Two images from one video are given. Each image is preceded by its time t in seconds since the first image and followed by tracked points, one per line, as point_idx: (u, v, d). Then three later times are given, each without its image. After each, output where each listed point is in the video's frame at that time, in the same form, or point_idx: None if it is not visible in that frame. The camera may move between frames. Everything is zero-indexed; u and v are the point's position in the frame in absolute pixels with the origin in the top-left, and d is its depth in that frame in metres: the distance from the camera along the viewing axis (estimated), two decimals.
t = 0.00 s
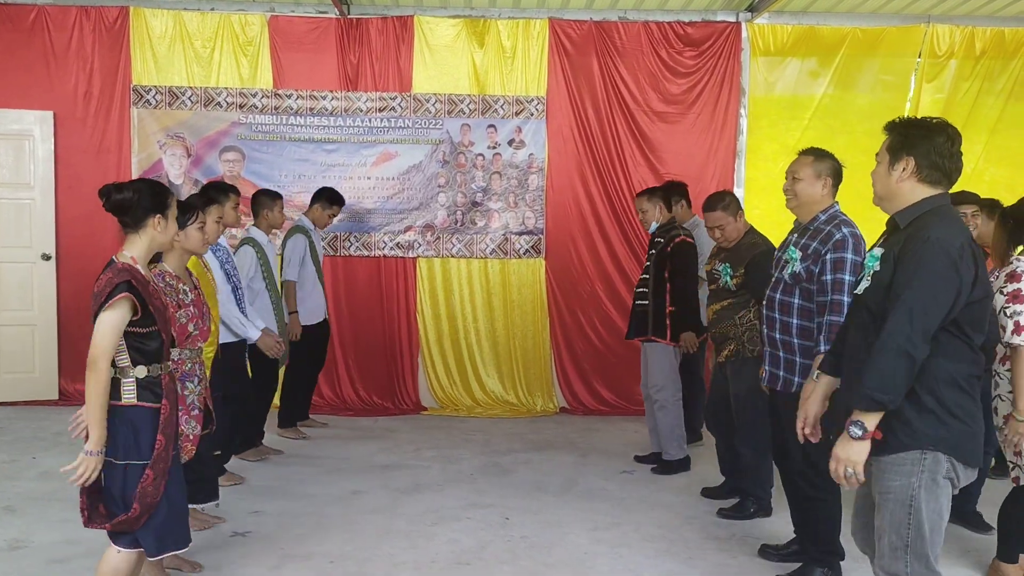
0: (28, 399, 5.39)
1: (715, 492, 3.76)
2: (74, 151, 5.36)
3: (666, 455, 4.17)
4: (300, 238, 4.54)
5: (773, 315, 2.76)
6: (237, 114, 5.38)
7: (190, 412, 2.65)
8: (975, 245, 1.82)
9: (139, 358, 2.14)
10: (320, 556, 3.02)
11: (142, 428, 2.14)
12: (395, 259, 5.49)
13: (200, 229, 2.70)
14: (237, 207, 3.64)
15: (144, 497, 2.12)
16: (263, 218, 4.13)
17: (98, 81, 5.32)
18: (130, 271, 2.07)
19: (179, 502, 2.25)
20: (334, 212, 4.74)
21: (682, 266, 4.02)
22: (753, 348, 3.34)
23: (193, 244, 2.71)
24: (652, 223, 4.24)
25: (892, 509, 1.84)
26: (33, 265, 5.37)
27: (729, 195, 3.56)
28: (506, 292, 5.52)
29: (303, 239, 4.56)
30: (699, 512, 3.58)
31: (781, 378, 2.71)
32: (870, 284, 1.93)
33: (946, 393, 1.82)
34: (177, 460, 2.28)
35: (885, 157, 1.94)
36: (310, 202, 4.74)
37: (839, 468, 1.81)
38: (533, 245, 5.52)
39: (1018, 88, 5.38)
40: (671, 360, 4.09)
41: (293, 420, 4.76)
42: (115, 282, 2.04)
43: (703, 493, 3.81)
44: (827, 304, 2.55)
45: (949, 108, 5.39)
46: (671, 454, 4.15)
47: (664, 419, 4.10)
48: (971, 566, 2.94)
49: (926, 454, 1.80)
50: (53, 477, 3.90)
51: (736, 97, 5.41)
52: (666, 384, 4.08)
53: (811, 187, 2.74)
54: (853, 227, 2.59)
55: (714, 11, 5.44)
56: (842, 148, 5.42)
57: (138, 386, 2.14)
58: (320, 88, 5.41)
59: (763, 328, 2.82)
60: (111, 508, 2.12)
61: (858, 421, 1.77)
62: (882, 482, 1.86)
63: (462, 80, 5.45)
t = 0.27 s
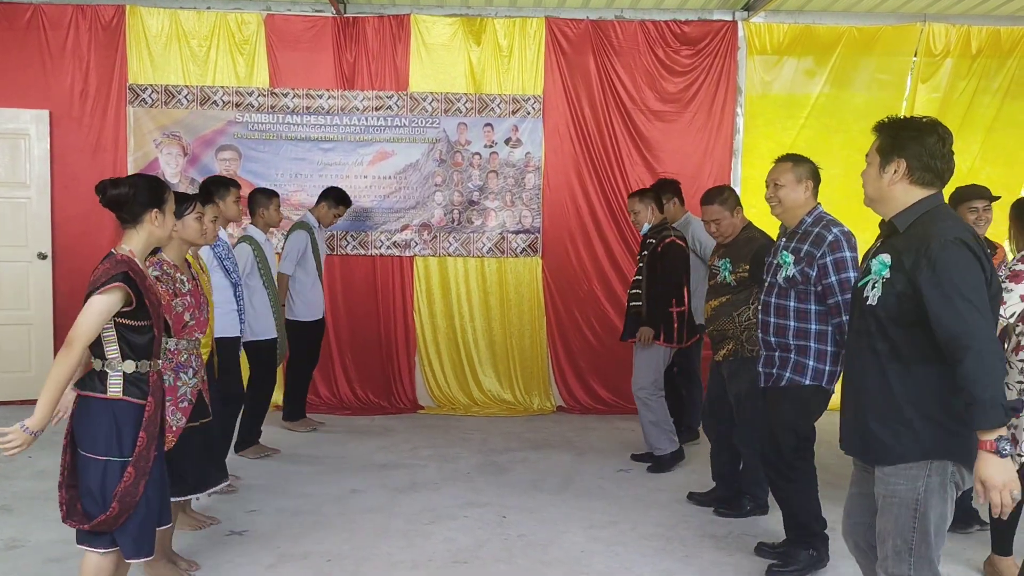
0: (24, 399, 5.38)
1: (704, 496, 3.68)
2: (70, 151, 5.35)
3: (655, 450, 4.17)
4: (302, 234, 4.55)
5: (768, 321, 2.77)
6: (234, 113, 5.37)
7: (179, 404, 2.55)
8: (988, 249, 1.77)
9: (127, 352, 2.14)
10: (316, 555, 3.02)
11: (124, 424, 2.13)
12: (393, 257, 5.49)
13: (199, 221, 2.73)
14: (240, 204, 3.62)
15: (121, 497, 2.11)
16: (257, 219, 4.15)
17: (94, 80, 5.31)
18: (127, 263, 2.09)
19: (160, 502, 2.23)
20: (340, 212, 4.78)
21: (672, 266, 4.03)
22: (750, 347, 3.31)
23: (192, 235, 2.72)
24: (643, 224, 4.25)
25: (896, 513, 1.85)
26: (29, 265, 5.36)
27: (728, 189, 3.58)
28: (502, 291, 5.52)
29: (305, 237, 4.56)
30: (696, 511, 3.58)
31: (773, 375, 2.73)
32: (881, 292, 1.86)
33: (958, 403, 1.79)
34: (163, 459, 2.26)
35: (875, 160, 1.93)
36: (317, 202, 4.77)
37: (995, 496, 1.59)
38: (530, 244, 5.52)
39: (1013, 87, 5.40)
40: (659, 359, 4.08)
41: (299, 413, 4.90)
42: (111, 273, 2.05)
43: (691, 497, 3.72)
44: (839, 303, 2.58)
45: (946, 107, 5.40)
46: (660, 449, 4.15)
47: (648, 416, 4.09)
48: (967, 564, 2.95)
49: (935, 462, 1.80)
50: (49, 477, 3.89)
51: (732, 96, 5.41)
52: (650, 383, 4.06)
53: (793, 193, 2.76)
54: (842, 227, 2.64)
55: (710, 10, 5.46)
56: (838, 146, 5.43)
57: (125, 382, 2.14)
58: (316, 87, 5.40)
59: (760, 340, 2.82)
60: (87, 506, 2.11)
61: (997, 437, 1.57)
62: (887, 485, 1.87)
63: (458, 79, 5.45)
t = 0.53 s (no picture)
0: (22, 399, 5.38)
1: (700, 500, 3.64)
2: (67, 151, 5.34)
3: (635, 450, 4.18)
4: (299, 235, 4.54)
5: (762, 315, 2.78)
6: (231, 113, 5.37)
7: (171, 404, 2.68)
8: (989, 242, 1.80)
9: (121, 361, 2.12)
10: (315, 556, 3.02)
11: (122, 434, 2.12)
12: (390, 257, 5.49)
13: (195, 221, 2.71)
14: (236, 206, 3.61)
15: (129, 507, 2.11)
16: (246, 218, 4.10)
17: (92, 80, 5.30)
18: (113, 272, 2.04)
19: (174, 507, 2.23)
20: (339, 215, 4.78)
21: (667, 264, 4.04)
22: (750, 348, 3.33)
23: (188, 235, 2.70)
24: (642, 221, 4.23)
25: (909, 513, 1.85)
26: (27, 265, 5.35)
27: (731, 185, 3.60)
28: (500, 290, 5.52)
29: (303, 239, 4.55)
30: (694, 511, 3.58)
31: (769, 374, 2.74)
32: (883, 285, 1.85)
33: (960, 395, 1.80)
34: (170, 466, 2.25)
35: (879, 149, 1.93)
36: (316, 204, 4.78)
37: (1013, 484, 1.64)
38: (528, 244, 5.52)
39: (1011, 87, 5.41)
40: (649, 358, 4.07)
41: (297, 413, 4.89)
42: (99, 282, 2.01)
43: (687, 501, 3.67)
44: (835, 297, 2.59)
45: (943, 108, 5.41)
46: (640, 452, 4.15)
47: (636, 416, 4.10)
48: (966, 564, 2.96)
49: (939, 455, 1.82)
50: (47, 477, 3.89)
51: (730, 96, 5.42)
52: (641, 381, 4.06)
53: (790, 189, 2.76)
54: (836, 222, 2.64)
55: (708, 11, 5.46)
56: (835, 146, 5.44)
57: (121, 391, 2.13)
58: (314, 87, 5.40)
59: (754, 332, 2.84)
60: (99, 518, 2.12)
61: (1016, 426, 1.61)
62: (896, 485, 1.87)
63: (456, 79, 5.45)
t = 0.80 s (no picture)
0: (22, 399, 5.38)
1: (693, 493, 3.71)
2: (67, 151, 5.34)
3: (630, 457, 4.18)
4: (297, 234, 4.59)
5: (762, 319, 2.78)
6: (231, 113, 5.37)
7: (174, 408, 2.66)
8: (977, 248, 1.82)
9: (115, 343, 2.13)
10: (315, 555, 3.02)
11: (114, 418, 2.12)
12: (389, 258, 5.49)
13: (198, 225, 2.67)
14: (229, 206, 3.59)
15: (113, 494, 2.09)
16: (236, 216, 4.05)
17: (91, 80, 5.30)
18: (101, 252, 2.06)
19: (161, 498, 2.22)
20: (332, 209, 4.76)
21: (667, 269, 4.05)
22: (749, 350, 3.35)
23: (192, 239, 2.68)
24: (637, 225, 4.21)
25: (898, 514, 1.85)
26: (26, 265, 5.35)
27: (740, 186, 3.59)
28: (499, 291, 5.53)
29: (300, 236, 4.61)
30: (694, 511, 3.59)
31: (768, 376, 2.75)
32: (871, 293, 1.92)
33: (958, 402, 1.82)
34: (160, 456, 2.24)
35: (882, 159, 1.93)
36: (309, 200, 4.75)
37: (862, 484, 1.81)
38: (527, 245, 5.53)
39: (1010, 88, 5.42)
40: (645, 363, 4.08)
41: (289, 417, 4.81)
42: (88, 263, 2.04)
43: (682, 494, 3.73)
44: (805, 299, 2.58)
45: (941, 109, 5.42)
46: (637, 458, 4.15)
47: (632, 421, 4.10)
48: (966, 564, 2.96)
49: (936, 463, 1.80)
50: (47, 477, 3.89)
51: (729, 98, 5.42)
52: (637, 388, 4.06)
53: (791, 193, 2.77)
54: (834, 225, 2.64)
55: (707, 11, 5.46)
56: (834, 147, 5.44)
57: (111, 374, 2.13)
58: (313, 87, 5.40)
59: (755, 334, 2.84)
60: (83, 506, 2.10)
61: (881, 437, 1.78)
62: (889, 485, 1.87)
63: (455, 79, 5.45)
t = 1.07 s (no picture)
0: (22, 399, 5.37)
1: (709, 492, 3.77)
2: (67, 151, 5.33)
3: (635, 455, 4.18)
4: (291, 235, 4.57)
5: (764, 314, 2.78)
6: (230, 113, 5.36)
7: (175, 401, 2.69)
8: (972, 238, 1.85)
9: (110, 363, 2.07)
10: (315, 556, 3.02)
11: (110, 441, 2.07)
12: (389, 258, 5.49)
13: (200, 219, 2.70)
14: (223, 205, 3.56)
15: (112, 521, 2.03)
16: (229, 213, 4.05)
17: (91, 80, 5.29)
18: (92, 267, 2.02)
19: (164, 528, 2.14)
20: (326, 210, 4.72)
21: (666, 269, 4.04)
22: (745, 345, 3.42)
23: (193, 234, 2.70)
24: (636, 222, 4.21)
25: (902, 506, 1.86)
26: (26, 265, 5.35)
27: (736, 186, 3.58)
28: (498, 289, 5.53)
29: (295, 238, 4.59)
30: (695, 512, 3.59)
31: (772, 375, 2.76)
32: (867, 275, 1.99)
33: (942, 385, 1.85)
34: (161, 479, 2.18)
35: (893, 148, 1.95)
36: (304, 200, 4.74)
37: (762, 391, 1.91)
38: (527, 244, 5.52)
39: (1010, 88, 5.42)
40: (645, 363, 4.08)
41: (281, 421, 4.69)
42: (78, 278, 2.00)
43: (698, 493, 3.79)
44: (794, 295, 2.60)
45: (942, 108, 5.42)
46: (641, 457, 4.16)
47: (634, 422, 4.08)
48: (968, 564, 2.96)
49: (928, 444, 1.84)
50: (47, 477, 3.88)
51: (729, 98, 5.42)
52: (639, 388, 4.05)
53: (794, 189, 2.76)
54: (835, 222, 2.63)
55: (707, 11, 5.46)
56: (835, 147, 5.44)
57: (107, 396, 2.08)
58: (313, 87, 5.40)
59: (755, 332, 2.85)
60: (83, 537, 2.05)
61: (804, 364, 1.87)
62: (890, 479, 1.89)
63: (455, 79, 5.45)
